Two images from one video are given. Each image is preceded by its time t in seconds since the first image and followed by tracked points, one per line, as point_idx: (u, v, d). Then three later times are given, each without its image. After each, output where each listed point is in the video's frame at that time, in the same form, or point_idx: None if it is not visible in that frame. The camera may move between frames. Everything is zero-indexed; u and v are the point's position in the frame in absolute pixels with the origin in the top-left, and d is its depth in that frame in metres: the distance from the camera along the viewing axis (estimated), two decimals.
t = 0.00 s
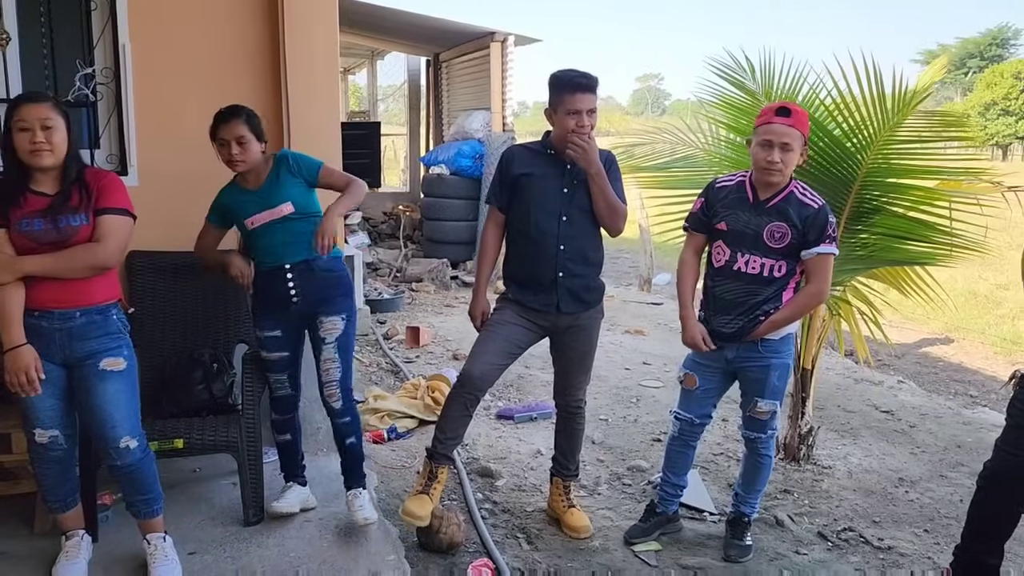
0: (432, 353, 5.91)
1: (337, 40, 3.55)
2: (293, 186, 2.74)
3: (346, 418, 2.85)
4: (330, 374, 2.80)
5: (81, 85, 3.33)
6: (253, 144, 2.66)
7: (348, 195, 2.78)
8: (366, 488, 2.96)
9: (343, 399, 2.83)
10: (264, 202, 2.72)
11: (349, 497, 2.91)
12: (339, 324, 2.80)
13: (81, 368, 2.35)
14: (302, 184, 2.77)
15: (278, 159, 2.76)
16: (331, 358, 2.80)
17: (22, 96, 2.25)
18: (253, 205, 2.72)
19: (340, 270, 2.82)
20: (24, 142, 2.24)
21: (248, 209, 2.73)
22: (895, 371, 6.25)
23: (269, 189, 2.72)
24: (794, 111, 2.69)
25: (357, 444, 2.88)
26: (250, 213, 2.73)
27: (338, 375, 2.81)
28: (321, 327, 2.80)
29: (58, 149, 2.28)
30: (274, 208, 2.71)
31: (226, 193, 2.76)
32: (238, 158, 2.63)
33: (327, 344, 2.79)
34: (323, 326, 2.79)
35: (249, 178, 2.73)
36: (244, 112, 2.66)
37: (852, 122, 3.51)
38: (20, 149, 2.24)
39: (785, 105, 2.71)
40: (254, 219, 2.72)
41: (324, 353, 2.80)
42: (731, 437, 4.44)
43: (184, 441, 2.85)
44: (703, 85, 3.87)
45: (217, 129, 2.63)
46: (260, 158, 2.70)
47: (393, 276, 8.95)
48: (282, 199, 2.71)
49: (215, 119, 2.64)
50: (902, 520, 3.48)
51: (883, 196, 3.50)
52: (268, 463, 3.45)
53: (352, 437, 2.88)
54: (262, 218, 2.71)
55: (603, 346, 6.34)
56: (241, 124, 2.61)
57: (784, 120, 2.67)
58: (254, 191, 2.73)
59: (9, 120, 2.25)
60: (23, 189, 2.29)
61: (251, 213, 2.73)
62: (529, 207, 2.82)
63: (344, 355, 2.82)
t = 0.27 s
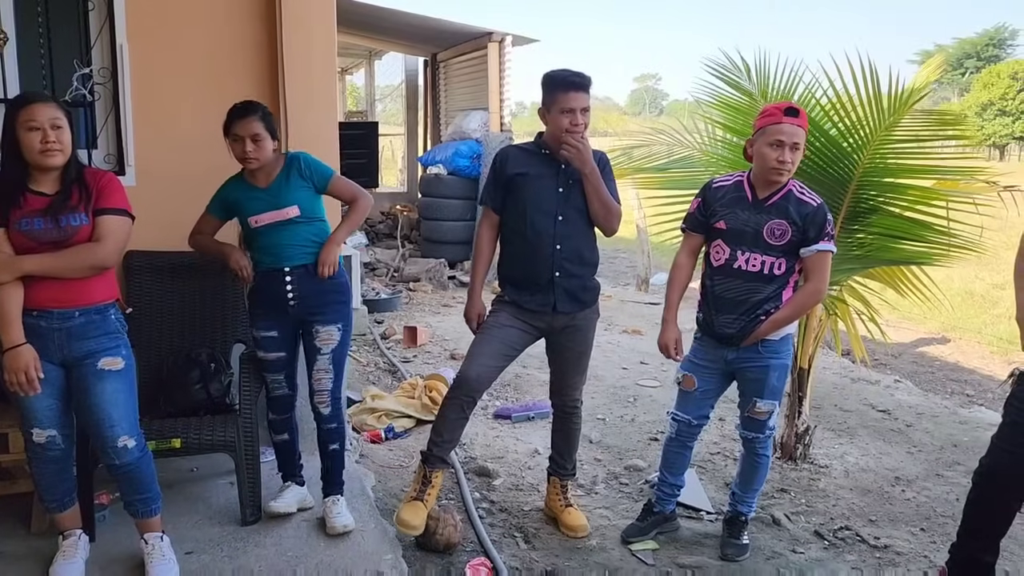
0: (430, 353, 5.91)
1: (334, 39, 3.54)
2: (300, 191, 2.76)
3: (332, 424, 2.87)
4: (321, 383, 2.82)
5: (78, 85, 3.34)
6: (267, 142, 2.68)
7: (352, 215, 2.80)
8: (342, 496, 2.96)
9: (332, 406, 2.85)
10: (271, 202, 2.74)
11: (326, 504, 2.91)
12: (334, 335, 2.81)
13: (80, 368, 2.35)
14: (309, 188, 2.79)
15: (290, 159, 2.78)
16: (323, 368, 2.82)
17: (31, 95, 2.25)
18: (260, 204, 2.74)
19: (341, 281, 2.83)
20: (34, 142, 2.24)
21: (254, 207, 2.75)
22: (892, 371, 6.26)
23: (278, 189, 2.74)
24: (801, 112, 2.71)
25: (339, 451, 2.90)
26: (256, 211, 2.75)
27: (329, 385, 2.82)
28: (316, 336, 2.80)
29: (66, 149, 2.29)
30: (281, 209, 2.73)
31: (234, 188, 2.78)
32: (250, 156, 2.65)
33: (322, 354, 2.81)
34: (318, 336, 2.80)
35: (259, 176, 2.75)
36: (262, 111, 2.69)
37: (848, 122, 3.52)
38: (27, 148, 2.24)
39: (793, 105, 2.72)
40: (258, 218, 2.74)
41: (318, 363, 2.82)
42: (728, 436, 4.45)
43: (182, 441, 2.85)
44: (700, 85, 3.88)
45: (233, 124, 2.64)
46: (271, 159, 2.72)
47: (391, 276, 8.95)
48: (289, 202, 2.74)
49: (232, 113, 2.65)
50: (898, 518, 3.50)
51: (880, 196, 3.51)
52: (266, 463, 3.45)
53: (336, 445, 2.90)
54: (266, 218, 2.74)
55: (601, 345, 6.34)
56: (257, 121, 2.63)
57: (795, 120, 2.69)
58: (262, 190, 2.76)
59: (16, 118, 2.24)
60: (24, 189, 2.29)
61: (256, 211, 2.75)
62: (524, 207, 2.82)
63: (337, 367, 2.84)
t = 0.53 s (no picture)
0: (432, 353, 5.92)
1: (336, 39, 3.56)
2: (309, 192, 2.79)
3: (336, 422, 2.89)
4: (326, 382, 2.84)
5: (82, 85, 3.36)
6: (281, 141, 2.70)
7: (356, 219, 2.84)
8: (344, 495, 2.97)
9: (336, 404, 2.87)
10: (280, 202, 2.76)
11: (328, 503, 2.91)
12: (340, 334, 2.82)
13: (82, 367, 2.37)
14: (317, 189, 2.82)
15: (300, 159, 2.80)
16: (328, 367, 2.83)
17: (34, 96, 2.27)
18: (268, 203, 2.76)
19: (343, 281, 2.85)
20: (40, 143, 2.25)
21: (261, 206, 2.77)
22: (894, 371, 6.27)
23: (286, 189, 2.76)
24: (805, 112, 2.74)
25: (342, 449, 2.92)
26: (263, 209, 2.76)
27: (333, 385, 2.84)
28: (322, 336, 2.81)
29: (71, 149, 2.32)
30: (289, 210, 2.75)
31: (244, 186, 2.78)
32: (264, 153, 2.67)
33: (327, 353, 2.81)
34: (323, 335, 2.81)
35: (269, 174, 2.77)
36: (278, 109, 2.70)
37: (849, 122, 3.52)
38: (31, 148, 2.26)
39: (797, 104, 2.74)
40: (265, 216, 2.76)
41: (323, 362, 2.82)
42: (730, 436, 4.45)
43: (184, 440, 2.87)
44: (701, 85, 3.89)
45: (248, 121, 2.66)
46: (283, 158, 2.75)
47: (393, 276, 8.96)
48: (298, 203, 2.76)
49: (248, 110, 2.67)
50: (899, 518, 3.50)
51: (881, 196, 3.52)
52: (269, 461, 3.47)
53: (339, 443, 2.91)
54: (273, 218, 2.75)
55: (603, 345, 6.35)
56: (273, 120, 2.65)
57: (799, 119, 2.71)
58: (270, 188, 2.77)
59: (20, 118, 2.26)
60: (28, 189, 2.31)
61: (263, 210, 2.76)
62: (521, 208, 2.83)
63: (341, 366, 2.85)
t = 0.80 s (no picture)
0: (440, 353, 5.94)
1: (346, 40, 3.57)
2: (321, 194, 2.81)
3: (345, 423, 2.90)
4: (335, 382, 2.86)
5: (93, 87, 3.39)
6: (297, 143, 2.72)
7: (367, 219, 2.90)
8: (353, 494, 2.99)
9: (345, 404, 2.90)
10: (292, 203, 2.77)
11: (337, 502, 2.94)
12: (350, 333, 2.85)
13: (94, 366, 2.39)
14: (329, 191, 2.84)
15: (312, 161, 2.82)
16: (338, 366, 2.86)
17: (47, 99, 2.29)
18: (281, 203, 2.77)
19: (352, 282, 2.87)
20: (54, 145, 2.27)
21: (273, 206, 2.78)
22: (903, 372, 6.25)
23: (299, 190, 2.78)
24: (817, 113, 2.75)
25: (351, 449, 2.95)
26: (274, 209, 2.77)
27: (342, 385, 2.87)
28: (331, 335, 2.84)
29: (84, 151, 2.34)
30: (302, 212, 2.77)
31: (256, 185, 2.79)
32: (280, 154, 2.68)
33: (338, 352, 2.85)
34: (334, 335, 2.84)
35: (281, 174, 2.79)
36: (296, 110, 2.72)
37: (858, 123, 3.52)
38: (44, 150, 2.27)
39: (810, 107, 2.74)
40: (277, 216, 2.77)
41: (332, 362, 2.85)
42: (738, 436, 4.45)
43: (195, 439, 2.89)
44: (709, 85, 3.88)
45: (266, 122, 2.67)
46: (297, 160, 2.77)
47: (401, 277, 8.99)
48: (309, 204, 2.78)
49: (266, 111, 2.68)
50: (907, 519, 3.50)
51: (889, 197, 3.52)
52: (278, 460, 3.48)
53: (348, 443, 2.95)
54: (285, 218, 2.77)
55: (610, 346, 6.35)
56: (291, 122, 2.67)
57: (812, 121, 2.72)
58: (283, 188, 2.79)
59: (33, 121, 2.27)
60: (40, 190, 2.33)
61: (275, 210, 2.78)
62: (523, 209, 2.85)
63: (350, 366, 2.89)
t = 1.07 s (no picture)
0: (450, 353, 5.94)
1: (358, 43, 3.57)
2: (333, 197, 2.83)
3: (354, 426, 2.92)
4: (344, 385, 2.86)
5: (107, 88, 3.41)
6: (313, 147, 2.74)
7: (376, 221, 2.95)
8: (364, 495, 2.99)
9: (354, 407, 2.90)
10: (305, 205, 2.79)
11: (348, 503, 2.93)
12: (357, 335, 2.86)
13: (108, 365, 2.40)
14: (341, 195, 2.87)
15: (325, 165, 2.85)
16: (347, 368, 2.87)
17: (62, 101, 2.31)
18: (294, 205, 2.78)
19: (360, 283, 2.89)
20: (69, 147, 2.29)
21: (287, 207, 2.78)
22: (915, 373, 6.22)
23: (312, 193, 2.79)
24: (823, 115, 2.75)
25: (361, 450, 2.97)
26: (288, 210, 2.78)
27: (353, 386, 2.87)
28: (339, 337, 2.85)
29: (98, 152, 2.36)
30: (314, 213, 2.78)
31: (268, 185, 2.79)
32: (298, 159, 2.70)
33: (346, 355, 2.86)
34: (342, 336, 2.85)
35: (294, 176, 2.80)
36: (312, 115, 2.73)
37: (871, 124, 3.51)
38: (60, 152, 2.29)
39: (819, 108, 2.74)
40: (290, 218, 2.78)
41: (341, 363, 2.86)
42: (748, 438, 4.44)
43: (208, 438, 2.91)
44: (722, 85, 3.86)
45: (283, 126, 2.67)
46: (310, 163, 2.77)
47: (411, 277, 9.00)
48: (322, 207, 2.80)
49: (282, 115, 2.68)
50: (920, 521, 3.48)
51: (903, 197, 3.50)
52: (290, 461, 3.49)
53: (358, 445, 2.95)
54: (299, 219, 2.78)
55: (620, 347, 6.34)
56: (308, 127, 2.68)
57: (821, 123, 2.71)
58: (295, 190, 2.80)
59: (48, 122, 2.29)
60: (54, 191, 2.34)
61: (288, 211, 2.78)
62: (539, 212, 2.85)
63: (359, 366, 2.89)
